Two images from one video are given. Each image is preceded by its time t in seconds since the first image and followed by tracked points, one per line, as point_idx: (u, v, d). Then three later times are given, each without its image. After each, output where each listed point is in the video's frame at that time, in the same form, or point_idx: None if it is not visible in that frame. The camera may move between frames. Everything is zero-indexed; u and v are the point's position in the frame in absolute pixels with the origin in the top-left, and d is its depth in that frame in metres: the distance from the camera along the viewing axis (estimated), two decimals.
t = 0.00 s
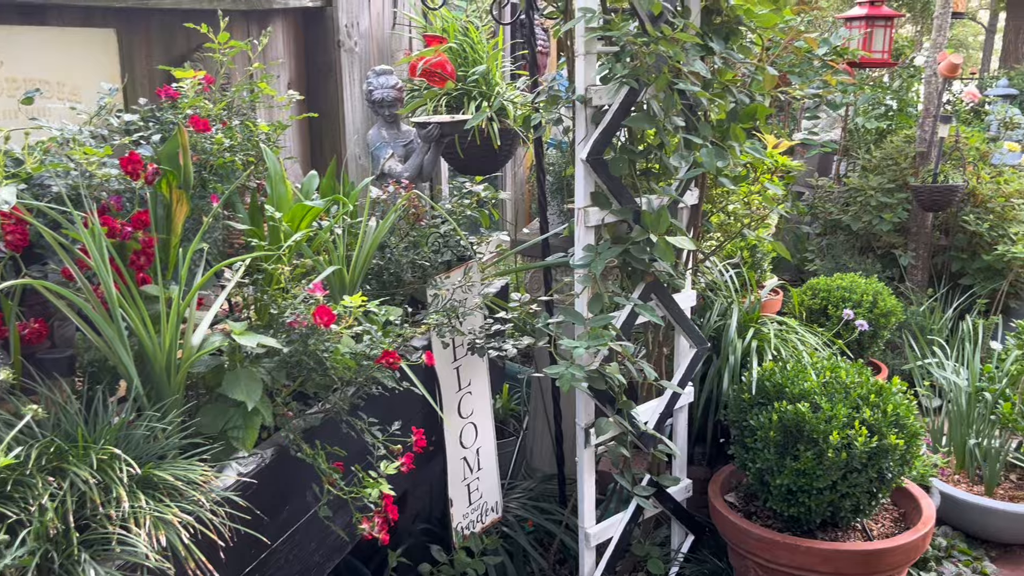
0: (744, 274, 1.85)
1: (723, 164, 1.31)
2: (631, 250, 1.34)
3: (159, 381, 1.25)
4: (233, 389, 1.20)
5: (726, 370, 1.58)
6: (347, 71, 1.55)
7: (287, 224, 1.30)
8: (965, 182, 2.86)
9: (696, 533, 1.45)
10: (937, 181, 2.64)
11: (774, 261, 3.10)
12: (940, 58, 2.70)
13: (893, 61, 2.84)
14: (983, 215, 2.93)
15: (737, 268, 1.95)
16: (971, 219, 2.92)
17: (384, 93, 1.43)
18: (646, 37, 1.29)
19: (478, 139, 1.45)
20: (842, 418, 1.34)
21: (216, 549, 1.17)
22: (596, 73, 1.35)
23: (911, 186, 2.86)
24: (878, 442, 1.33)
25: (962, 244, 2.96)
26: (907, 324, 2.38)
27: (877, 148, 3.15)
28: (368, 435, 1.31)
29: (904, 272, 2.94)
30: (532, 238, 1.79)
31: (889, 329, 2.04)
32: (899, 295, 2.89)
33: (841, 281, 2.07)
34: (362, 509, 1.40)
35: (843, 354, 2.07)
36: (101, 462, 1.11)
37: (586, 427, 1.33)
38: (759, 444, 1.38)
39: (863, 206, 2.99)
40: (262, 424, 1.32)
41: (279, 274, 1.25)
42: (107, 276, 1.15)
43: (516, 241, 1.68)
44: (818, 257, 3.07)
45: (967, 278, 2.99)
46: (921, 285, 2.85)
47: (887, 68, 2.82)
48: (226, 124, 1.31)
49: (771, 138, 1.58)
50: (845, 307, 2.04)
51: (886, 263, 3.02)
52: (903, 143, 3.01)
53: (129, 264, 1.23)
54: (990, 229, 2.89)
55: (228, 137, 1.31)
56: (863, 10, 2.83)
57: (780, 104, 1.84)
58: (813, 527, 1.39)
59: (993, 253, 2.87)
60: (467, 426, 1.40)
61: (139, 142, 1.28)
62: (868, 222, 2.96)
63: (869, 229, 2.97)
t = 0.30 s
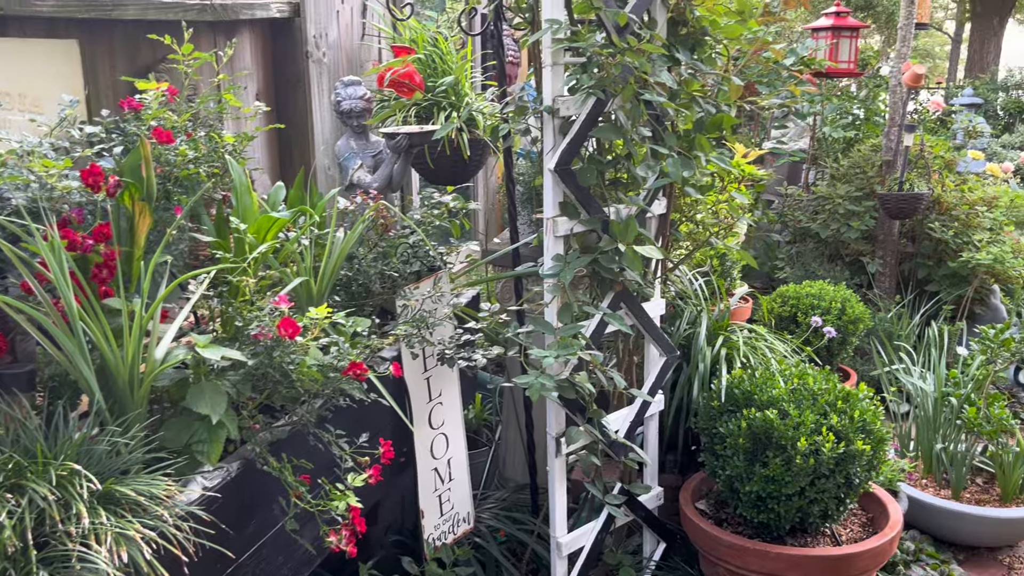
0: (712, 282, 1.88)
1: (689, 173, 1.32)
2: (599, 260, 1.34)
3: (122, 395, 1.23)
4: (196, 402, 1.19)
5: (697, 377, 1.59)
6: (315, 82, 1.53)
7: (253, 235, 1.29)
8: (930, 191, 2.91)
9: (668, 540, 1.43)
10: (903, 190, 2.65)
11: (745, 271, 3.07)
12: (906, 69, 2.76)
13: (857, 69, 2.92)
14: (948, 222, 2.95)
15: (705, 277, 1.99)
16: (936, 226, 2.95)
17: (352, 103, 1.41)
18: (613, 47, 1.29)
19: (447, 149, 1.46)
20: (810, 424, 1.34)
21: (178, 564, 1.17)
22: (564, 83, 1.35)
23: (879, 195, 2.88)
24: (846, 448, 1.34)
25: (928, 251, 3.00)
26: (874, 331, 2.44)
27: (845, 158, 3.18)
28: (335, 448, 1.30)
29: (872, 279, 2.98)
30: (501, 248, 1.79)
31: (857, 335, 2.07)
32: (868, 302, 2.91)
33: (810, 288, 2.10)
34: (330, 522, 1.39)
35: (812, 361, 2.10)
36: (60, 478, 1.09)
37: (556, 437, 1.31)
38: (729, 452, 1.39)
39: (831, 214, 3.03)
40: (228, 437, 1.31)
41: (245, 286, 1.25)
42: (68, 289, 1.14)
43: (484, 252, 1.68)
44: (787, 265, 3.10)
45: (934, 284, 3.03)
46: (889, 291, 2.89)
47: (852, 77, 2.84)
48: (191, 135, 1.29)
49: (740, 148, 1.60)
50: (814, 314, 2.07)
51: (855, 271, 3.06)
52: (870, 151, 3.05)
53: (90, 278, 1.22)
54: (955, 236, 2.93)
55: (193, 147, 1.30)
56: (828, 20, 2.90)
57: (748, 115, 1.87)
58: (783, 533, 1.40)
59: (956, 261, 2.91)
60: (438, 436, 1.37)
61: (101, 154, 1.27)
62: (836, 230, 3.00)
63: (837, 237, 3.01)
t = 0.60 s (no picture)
0: (669, 291, 2.09)
1: (646, 196, 1.51)
2: (570, 272, 1.52)
3: (144, 399, 1.38)
4: (212, 404, 1.34)
5: (656, 374, 1.78)
6: (316, 116, 1.71)
7: (262, 254, 1.44)
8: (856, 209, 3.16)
9: (631, 518, 1.63)
10: (832, 208, 2.99)
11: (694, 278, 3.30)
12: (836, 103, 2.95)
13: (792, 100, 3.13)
14: (872, 234, 3.25)
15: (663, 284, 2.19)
16: (863, 238, 3.22)
17: (348, 134, 1.63)
18: (580, 85, 1.46)
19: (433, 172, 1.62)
20: (755, 415, 1.53)
21: (197, 549, 1.33)
22: (536, 116, 1.52)
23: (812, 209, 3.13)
24: (786, 435, 1.52)
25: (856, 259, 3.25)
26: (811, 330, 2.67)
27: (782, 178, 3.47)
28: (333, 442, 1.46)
29: (807, 284, 3.25)
30: (482, 261, 1.97)
31: (796, 335, 2.28)
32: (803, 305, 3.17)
33: (754, 294, 2.30)
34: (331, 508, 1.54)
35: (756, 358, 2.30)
36: (91, 474, 1.24)
37: (532, 429, 1.48)
38: (684, 441, 1.57)
39: (771, 228, 3.28)
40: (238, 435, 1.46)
41: (254, 300, 1.41)
42: (97, 305, 1.29)
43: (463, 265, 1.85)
44: (733, 272, 3.32)
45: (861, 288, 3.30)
46: (822, 295, 3.17)
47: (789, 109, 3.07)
48: (205, 167, 1.49)
49: (691, 171, 1.81)
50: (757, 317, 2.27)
51: (792, 277, 3.33)
52: (805, 173, 3.38)
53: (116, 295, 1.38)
54: (879, 246, 3.22)
55: (205, 175, 1.48)
56: (767, 57, 3.06)
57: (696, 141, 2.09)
58: (732, 512, 1.58)
59: (883, 266, 3.19)
60: (425, 429, 1.52)
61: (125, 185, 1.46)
62: (776, 241, 3.26)
63: (777, 247, 3.27)
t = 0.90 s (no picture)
0: (631, 295, 2.42)
1: (609, 216, 1.78)
2: (546, 280, 1.77)
3: (179, 392, 1.60)
4: (238, 397, 1.56)
5: (620, 365, 2.09)
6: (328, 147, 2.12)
7: (281, 266, 1.68)
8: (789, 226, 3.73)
9: (599, 491, 1.90)
10: (769, 224, 3.55)
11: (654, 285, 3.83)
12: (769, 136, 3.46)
13: (733, 135, 3.71)
14: (803, 247, 3.82)
15: (626, 290, 2.50)
16: (794, 250, 3.79)
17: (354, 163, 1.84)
18: (555, 123, 1.69)
19: (428, 196, 1.89)
20: (704, 402, 1.79)
21: (225, 522, 1.54)
22: (517, 147, 1.77)
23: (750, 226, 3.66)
24: (730, 418, 1.79)
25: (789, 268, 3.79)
26: (750, 328, 2.97)
27: (727, 200, 4.01)
28: (345, 427, 1.71)
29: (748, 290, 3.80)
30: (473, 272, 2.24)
31: (738, 333, 2.60)
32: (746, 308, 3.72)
33: (704, 298, 2.62)
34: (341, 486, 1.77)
35: (705, 354, 2.59)
36: (131, 458, 1.43)
37: (515, 414, 1.73)
38: (645, 424, 1.84)
39: (717, 242, 3.80)
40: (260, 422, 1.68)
41: (275, 306, 1.64)
42: (137, 312, 1.51)
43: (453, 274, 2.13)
44: (685, 281, 3.86)
45: (793, 294, 3.84)
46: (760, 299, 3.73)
47: (731, 142, 3.65)
48: (232, 192, 1.74)
49: (648, 194, 2.11)
50: (707, 318, 2.58)
51: (736, 285, 3.88)
52: (746, 197, 3.88)
53: (154, 303, 1.60)
54: (808, 257, 3.79)
55: (231, 199, 1.73)
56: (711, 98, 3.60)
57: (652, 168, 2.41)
58: (686, 484, 1.84)
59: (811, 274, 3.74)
60: (424, 417, 1.76)
61: (160, 208, 1.69)
62: (722, 254, 3.77)
63: (722, 259, 3.78)
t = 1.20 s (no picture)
0: (606, 298, 2.71)
1: (585, 228, 2.03)
2: (531, 285, 2.01)
3: (202, 385, 1.80)
4: (256, 389, 1.75)
5: (597, 358, 2.36)
6: (337, 167, 2.44)
7: (295, 274, 1.89)
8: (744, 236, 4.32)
9: (579, 471, 2.16)
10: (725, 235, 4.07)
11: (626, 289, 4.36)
12: (725, 158, 3.95)
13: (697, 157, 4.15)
14: (755, 254, 4.38)
15: (602, 293, 2.80)
16: (748, 258, 4.35)
17: (360, 182, 2.08)
18: (537, 147, 1.91)
19: (426, 210, 2.11)
20: (670, 391, 2.04)
21: (245, 502, 1.71)
22: (504, 168, 2.00)
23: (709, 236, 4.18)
24: (693, 405, 2.04)
25: (742, 273, 4.35)
26: (712, 327, 3.28)
27: (690, 214, 4.57)
28: (352, 416, 1.91)
29: (708, 293, 4.33)
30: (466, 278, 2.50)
31: (699, 331, 2.92)
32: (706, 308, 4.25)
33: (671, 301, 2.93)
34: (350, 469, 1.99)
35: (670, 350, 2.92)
36: (159, 445, 1.58)
37: (503, 403, 1.96)
38: (619, 411, 2.08)
39: (681, 251, 4.32)
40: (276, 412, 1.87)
41: (289, 308, 1.85)
42: (164, 314, 1.70)
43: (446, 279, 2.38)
44: (653, 286, 4.38)
45: (747, 296, 4.37)
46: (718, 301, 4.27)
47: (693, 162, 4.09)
48: (250, 207, 1.95)
49: (618, 209, 2.38)
50: (673, 318, 2.91)
51: (698, 288, 4.39)
52: (706, 212, 4.43)
53: (180, 306, 1.79)
54: (760, 263, 4.33)
55: (248, 214, 1.94)
56: (675, 125, 4.08)
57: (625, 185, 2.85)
58: (656, 464, 2.09)
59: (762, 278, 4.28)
60: (423, 406, 1.97)
61: (185, 222, 1.89)
62: (684, 261, 4.30)
63: (685, 265, 4.31)
